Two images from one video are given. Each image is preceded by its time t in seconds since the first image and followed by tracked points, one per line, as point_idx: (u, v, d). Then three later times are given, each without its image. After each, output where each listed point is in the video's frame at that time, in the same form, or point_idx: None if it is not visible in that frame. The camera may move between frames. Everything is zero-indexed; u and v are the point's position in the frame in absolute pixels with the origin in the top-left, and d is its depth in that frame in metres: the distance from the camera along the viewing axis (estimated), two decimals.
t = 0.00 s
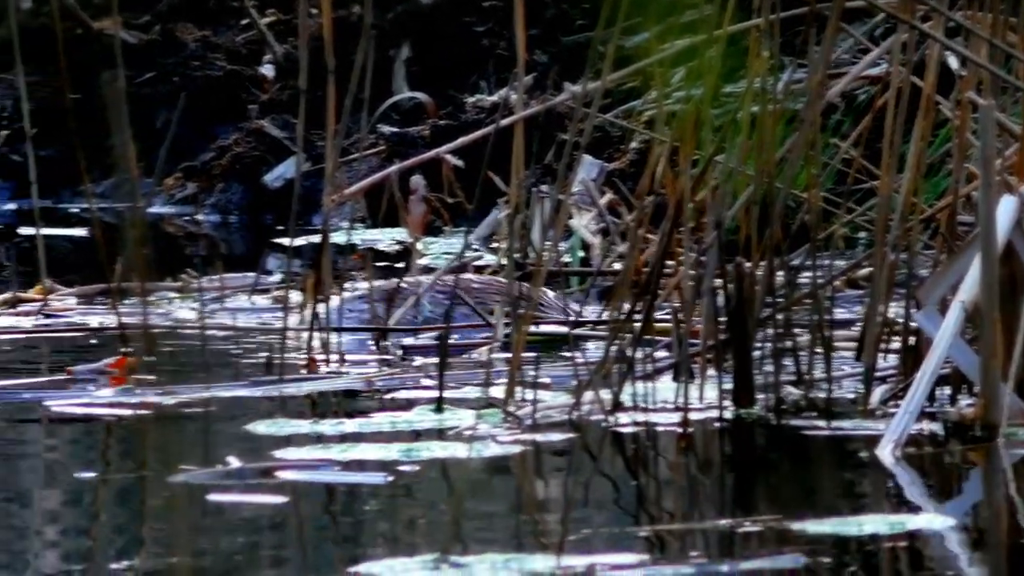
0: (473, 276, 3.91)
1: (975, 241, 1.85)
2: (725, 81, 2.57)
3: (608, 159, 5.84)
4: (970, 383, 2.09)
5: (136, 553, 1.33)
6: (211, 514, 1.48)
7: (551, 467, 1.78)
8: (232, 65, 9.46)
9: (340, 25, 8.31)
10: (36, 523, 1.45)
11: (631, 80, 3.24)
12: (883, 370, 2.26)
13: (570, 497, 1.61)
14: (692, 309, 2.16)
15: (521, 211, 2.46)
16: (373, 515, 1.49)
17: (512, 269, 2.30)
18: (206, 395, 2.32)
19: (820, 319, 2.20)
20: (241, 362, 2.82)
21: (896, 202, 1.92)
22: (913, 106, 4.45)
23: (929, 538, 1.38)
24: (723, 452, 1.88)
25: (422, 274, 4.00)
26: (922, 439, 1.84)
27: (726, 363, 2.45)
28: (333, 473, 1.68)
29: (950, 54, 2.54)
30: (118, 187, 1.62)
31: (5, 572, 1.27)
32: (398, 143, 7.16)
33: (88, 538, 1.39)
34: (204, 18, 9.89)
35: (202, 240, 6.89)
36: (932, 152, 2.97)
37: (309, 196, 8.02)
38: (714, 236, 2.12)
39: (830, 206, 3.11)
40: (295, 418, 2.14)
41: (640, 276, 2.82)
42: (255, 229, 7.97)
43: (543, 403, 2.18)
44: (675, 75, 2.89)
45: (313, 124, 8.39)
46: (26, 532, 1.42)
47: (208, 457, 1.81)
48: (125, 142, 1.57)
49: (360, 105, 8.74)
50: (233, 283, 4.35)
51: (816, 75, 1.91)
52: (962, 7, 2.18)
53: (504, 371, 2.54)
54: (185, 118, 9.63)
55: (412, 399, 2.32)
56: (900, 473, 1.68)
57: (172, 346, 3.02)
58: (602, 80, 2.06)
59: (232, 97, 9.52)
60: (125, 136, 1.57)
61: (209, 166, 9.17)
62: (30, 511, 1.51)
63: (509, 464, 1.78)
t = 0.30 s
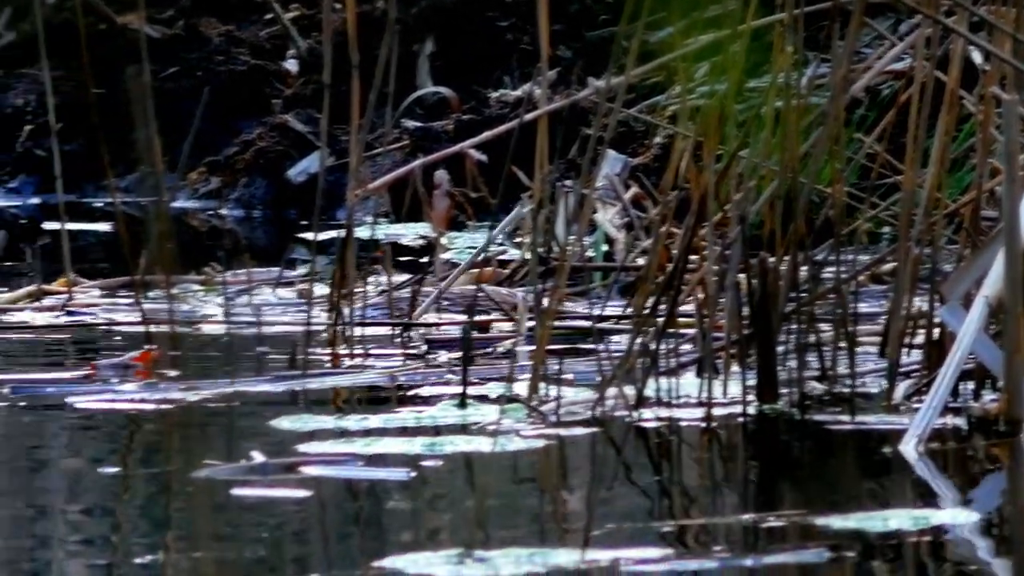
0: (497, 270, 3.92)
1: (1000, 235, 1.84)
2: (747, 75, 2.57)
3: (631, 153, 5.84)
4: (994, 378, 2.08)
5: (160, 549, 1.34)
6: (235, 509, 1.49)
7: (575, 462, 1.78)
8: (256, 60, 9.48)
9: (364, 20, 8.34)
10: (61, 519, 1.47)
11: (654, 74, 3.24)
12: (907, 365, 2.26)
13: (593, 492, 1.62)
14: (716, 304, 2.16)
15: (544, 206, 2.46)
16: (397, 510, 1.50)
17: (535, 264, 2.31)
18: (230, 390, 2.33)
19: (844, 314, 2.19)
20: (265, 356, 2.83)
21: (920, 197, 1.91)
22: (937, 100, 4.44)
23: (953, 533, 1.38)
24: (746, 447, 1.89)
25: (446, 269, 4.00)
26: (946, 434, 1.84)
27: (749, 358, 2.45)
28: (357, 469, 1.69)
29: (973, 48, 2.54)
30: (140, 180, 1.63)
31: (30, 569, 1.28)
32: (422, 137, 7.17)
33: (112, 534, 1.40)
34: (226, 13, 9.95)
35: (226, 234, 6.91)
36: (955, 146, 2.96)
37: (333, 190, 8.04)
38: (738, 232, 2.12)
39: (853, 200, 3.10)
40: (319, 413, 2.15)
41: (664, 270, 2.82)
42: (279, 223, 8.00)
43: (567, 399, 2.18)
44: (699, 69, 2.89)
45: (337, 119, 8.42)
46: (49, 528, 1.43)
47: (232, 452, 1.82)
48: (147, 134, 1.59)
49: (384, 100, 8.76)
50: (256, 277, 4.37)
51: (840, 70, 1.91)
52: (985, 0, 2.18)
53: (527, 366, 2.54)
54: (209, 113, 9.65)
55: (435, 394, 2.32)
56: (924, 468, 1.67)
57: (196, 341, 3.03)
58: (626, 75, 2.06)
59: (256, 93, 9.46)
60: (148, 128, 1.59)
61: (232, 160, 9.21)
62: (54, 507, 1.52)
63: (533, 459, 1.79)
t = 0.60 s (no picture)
0: (521, 266, 3.93)
1: None
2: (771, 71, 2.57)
3: (655, 149, 5.84)
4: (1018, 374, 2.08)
5: (186, 544, 1.35)
6: (258, 505, 1.50)
7: (598, 457, 1.79)
8: (280, 56, 9.58)
9: (389, 15, 8.35)
10: (86, 514, 1.48)
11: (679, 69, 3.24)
12: (931, 360, 2.26)
13: (618, 487, 1.63)
14: (740, 298, 2.16)
15: (569, 202, 2.46)
16: (421, 506, 1.51)
17: (560, 259, 2.31)
18: (253, 385, 2.34)
19: (868, 309, 2.19)
20: (289, 352, 2.84)
21: (944, 191, 1.91)
22: (962, 96, 4.43)
23: (977, 528, 1.39)
24: (770, 443, 1.89)
25: (470, 264, 4.01)
26: (970, 430, 1.84)
27: (773, 354, 2.46)
28: (380, 463, 1.70)
29: (998, 44, 2.54)
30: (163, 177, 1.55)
31: (57, 564, 1.29)
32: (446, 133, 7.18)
33: (137, 530, 1.41)
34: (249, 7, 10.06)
35: (250, 230, 6.93)
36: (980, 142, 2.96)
37: (357, 186, 8.06)
38: (762, 227, 2.11)
39: (877, 196, 3.10)
40: (343, 408, 2.16)
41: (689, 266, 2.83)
42: (303, 219, 8.02)
43: (590, 394, 2.19)
44: (723, 64, 2.90)
45: (361, 114, 8.44)
46: (74, 523, 1.44)
47: (256, 447, 1.83)
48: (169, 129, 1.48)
49: (407, 96, 8.79)
50: (279, 273, 4.38)
51: (864, 65, 1.91)
52: None
53: (551, 361, 2.55)
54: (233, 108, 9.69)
55: (459, 389, 2.33)
56: (948, 463, 1.68)
57: (220, 335, 3.04)
58: (650, 69, 2.06)
59: (279, 87, 9.53)
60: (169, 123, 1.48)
61: (256, 156, 9.24)
62: (79, 502, 1.53)
63: (557, 455, 1.80)
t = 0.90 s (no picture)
0: (540, 262, 3.94)
1: None
2: (791, 67, 2.58)
3: (674, 145, 5.85)
4: None
5: (205, 540, 1.36)
6: (278, 501, 1.51)
7: (618, 454, 1.80)
8: (300, 52, 9.71)
9: (408, 12, 8.37)
10: (106, 510, 1.49)
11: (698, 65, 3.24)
12: (951, 356, 2.25)
13: (637, 483, 1.63)
14: (759, 295, 2.16)
15: (588, 198, 2.47)
16: (440, 502, 1.52)
17: (579, 256, 2.31)
18: (272, 381, 2.36)
19: (888, 305, 2.20)
20: (309, 348, 2.86)
21: (964, 188, 1.91)
22: (981, 91, 4.43)
23: (997, 524, 1.39)
24: (789, 439, 1.89)
25: (489, 260, 4.02)
26: (989, 427, 1.84)
27: (793, 350, 2.46)
28: (399, 460, 1.71)
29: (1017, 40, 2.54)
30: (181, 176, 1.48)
31: (77, 559, 1.30)
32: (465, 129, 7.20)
33: (156, 526, 1.42)
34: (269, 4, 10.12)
35: (269, 226, 6.96)
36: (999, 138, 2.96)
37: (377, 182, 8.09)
38: (781, 224, 2.12)
39: (896, 192, 3.10)
40: (362, 405, 2.17)
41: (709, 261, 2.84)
42: (323, 215, 8.05)
43: (609, 390, 2.19)
44: (742, 62, 2.90)
45: (381, 111, 8.46)
46: (94, 518, 1.45)
47: (276, 444, 1.84)
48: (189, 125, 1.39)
49: (427, 93, 8.80)
50: (299, 269, 4.40)
51: (884, 62, 1.91)
52: None
53: (570, 357, 2.56)
54: (253, 105, 9.72)
55: (479, 385, 2.35)
56: (967, 459, 1.68)
57: (241, 332, 3.06)
58: (670, 67, 2.06)
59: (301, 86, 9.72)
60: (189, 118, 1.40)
61: (276, 153, 9.27)
62: (99, 498, 1.54)
63: (576, 451, 1.80)
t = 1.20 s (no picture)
0: (557, 259, 3.95)
1: None
2: (809, 64, 2.58)
3: (692, 142, 5.85)
4: None
5: (222, 536, 1.37)
6: (296, 498, 1.52)
7: (635, 451, 1.80)
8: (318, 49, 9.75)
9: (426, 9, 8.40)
10: (123, 505, 1.50)
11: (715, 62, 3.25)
12: (968, 353, 2.25)
13: (655, 480, 1.64)
14: (776, 292, 2.16)
15: (605, 195, 2.47)
16: (457, 499, 1.52)
17: (596, 252, 2.31)
18: (290, 378, 2.37)
19: (905, 302, 2.20)
20: (326, 344, 2.87)
21: (982, 186, 1.91)
22: (999, 88, 4.42)
23: (1014, 522, 1.39)
24: (807, 436, 1.89)
25: (506, 257, 4.03)
26: (1007, 424, 1.84)
27: (810, 347, 2.46)
28: (416, 456, 1.71)
29: None
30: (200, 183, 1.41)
31: (95, 555, 1.31)
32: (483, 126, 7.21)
33: (173, 523, 1.43)
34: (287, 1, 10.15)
35: (287, 223, 6.98)
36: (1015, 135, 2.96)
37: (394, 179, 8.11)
38: (799, 221, 2.12)
39: (914, 189, 3.11)
40: (380, 401, 2.18)
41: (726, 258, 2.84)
42: (340, 212, 8.07)
43: (626, 387, 2.20)
44: (760, 58, 2.91)
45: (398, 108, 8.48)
46: (111, 513, 1.46)
47: (293, 440, 1.85)
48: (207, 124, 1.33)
49: (445, 90, 8.82)
50: (316, 266, 4.42)
51: (902, 59, 1.90)
52: None
53: (587, 354, 2.56)
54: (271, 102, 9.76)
55: (496, 382, 2.35)
56: (985, 457, 1.68)
57: (259, 328, 3.08)
58: (687, 64, 2.05)
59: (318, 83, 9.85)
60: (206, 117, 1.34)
61: (293, 149, 9.30)
62: (115, 493, 1.55)
63: (593, 448, 1.81)
